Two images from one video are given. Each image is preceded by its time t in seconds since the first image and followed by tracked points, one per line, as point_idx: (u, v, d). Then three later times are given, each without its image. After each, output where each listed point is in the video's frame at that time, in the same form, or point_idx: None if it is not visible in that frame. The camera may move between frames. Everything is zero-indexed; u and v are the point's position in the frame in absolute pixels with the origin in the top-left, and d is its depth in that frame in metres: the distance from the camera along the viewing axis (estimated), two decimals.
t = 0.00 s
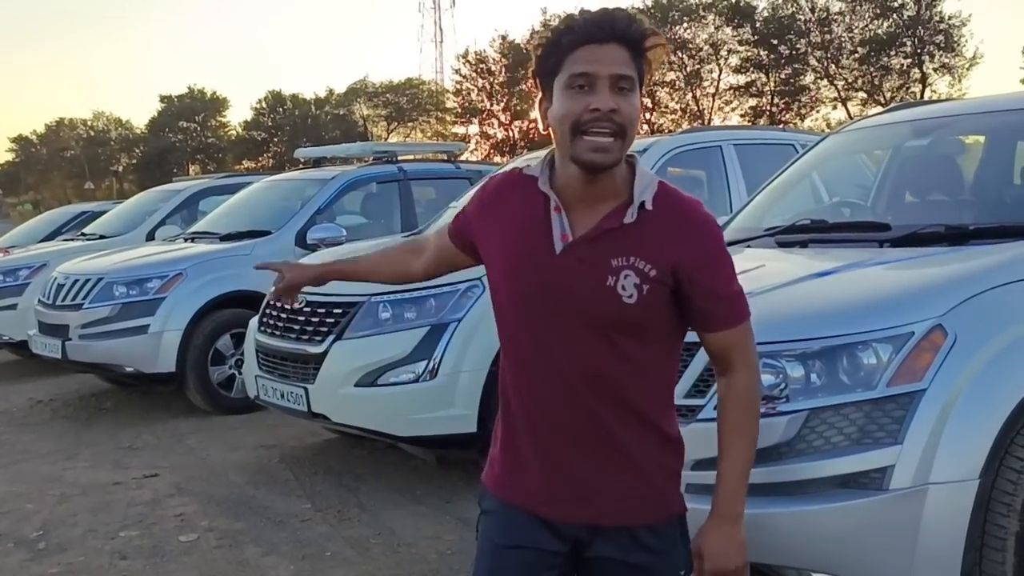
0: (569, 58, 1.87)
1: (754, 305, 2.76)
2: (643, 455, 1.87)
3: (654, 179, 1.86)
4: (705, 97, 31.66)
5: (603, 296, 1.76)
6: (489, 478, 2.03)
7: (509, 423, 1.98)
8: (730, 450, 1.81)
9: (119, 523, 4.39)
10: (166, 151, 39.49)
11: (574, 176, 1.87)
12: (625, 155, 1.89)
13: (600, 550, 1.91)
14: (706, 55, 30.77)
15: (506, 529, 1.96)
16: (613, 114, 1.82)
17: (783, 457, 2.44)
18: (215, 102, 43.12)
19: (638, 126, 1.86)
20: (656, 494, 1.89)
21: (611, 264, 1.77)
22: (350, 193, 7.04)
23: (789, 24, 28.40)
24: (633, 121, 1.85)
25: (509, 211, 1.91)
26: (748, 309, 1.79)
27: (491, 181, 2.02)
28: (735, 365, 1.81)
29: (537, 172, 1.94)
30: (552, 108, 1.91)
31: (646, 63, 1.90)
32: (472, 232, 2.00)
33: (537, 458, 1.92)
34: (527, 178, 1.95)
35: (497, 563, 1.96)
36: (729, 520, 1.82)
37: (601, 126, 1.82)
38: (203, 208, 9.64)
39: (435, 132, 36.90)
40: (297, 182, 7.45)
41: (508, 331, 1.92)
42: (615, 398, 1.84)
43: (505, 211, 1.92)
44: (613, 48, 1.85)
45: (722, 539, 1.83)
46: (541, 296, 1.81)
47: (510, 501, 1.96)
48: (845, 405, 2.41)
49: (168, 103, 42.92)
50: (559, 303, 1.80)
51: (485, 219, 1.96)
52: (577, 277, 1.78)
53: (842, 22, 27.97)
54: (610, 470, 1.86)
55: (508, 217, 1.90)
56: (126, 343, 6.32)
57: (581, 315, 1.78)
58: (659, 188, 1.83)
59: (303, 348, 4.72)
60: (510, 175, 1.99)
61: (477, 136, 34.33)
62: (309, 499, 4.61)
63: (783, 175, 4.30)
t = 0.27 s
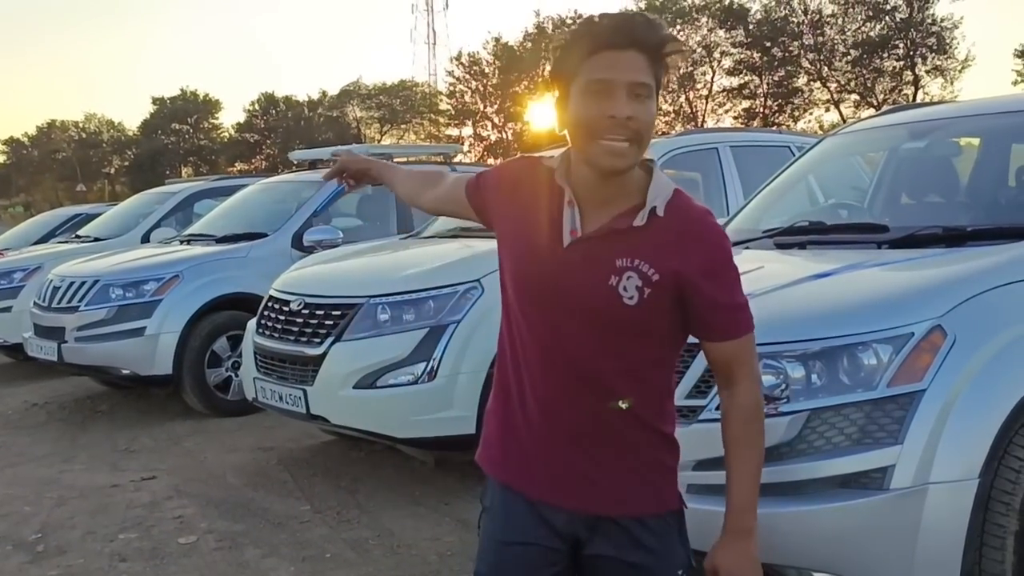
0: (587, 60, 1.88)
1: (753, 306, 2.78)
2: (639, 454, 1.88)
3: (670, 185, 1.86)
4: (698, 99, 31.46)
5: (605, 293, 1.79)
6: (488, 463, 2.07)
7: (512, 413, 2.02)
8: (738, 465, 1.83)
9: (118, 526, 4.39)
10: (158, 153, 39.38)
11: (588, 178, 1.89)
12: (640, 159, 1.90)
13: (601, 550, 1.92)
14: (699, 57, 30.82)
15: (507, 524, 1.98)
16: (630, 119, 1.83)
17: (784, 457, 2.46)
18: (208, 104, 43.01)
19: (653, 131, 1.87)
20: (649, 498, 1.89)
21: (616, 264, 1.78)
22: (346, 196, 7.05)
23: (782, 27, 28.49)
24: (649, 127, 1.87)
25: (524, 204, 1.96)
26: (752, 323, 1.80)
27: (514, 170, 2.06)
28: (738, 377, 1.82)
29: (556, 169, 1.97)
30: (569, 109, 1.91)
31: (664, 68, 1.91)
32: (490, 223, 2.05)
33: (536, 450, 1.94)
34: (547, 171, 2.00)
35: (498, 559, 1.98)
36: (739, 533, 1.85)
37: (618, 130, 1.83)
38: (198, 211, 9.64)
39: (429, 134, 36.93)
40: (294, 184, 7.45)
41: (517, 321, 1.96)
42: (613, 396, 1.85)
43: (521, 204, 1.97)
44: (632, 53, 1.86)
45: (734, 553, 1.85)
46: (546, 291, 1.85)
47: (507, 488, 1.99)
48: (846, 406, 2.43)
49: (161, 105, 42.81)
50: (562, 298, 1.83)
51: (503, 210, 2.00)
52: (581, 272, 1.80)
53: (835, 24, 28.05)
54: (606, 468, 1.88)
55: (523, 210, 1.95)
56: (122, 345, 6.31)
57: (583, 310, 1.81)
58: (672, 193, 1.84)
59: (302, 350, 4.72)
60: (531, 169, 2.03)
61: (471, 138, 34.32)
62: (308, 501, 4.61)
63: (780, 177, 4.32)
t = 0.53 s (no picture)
0: (601, 61, 1.90)
1: (753, 307, 2.80)
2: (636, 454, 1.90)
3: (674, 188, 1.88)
4: (690, 101, 31.63)
5: (608, 294, 1.80)
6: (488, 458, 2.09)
7: (512, 411, 2.03)
8: (715, 461, 1.85)
9: (117, 528, 4.39)
10: (150, 156, 39.28)
11: (592, 177, 1.90)
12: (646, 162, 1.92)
13: (601, 548, 1.95)
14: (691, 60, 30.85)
15: (509, 522, 2.00)
16: (638, 121, 1.86)
17: (785, 457, 2.48)
18: (200, 106, 42.92)
19: (661, 135, 1.89)
20: (648, 498, 1.91)
21: (620, 266, 1.80)
22: (341, 198, 7.07)
23: (774, 30, 28.57)
24: (657, 131, 1.89)
25: (527, 203, 1.97)
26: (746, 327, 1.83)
27: (517, 172, 2.07)
28: (732, 379, 1.85)
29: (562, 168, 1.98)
30: (579, 107, 1.94)
31: (676, 74, 1.93)
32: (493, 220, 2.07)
33: (536, 449, 1.96)
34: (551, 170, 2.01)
35: (499, 557, 2.00)
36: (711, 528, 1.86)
37: (625, 130, 1.86)
38: (191, 215, 9.64)
39: (422, 136, 36.92)
40: (289, 187, 7.45)
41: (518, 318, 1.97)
42: (613, 395, 1.87)
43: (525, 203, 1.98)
44: (644, 56, 1.88)
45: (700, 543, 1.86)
46: (548, 291, 1.86)
47: (508, 486, 2.01)
48: (846, 406, 2.46)
49: (152, 107, 42.69)
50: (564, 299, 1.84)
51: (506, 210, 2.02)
52: (583, 273, 1.82)
53: (826, 27, 28.15)
54: (606, 467, 1.90)
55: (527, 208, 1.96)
56: (118, 348, 6.31)
57: (584, 310, 1.83)
58: (676, 197, 1.86)
59: (299, 352, 4.73)
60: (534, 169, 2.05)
61: (463, 141, 34.32)
62: (307, 503, 4.62)
63: (777, 180, 4.35)
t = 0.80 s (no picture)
0: (585, 69, 1.90)
1: (748, 308, 2.81)
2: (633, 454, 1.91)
3: (664, 188, 1.90)
4: (684, 103, 31.67)
5: (605, 295, 1.80)
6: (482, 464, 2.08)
7: (505, 414, 2.02)
8: (719, 458, 1.85)
9: (112, 531, 4.38)
10: (143, 157, 39.18)
11: (583, 183, 1.92)
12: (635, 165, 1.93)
13: (599, 548, 1.95)
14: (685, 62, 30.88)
15: (504, 523, 1.99)
16: (626, 126, 1.86)
17: (782, 457, 2.49)
18: (193, 108, 42.82)
19: (649, 138, 1.90)
20: (647, 497, 1.92)
21: (616, 267, 1.81)
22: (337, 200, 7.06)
23: (767, 32, 28.64)
24: (645, 133, 1.90)
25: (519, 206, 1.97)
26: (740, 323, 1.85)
27: (506, 175, 2.07)
28: (728, 375, 1.86)
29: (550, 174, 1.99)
30: (566, 114, 1.94)
31: (660, 76, 1.94)
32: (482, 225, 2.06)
33: (532, 451, 1.95)
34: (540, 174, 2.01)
35: (495, 558, 1.99)
36: (720, 524, 1.86)
37: (614, 136, 1.87)
38: (186, 216, 9.62)
39: (416, 138, 36.91)
40: (284, 189, 7.44)
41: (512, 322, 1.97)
42: (610, 397, 1.87)
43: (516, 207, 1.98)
44: (628, 61, 1.89)
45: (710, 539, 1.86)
46: (544, 292, 1.86)
47: (503, 491, 2.00)
48: (842, 406, 2.46)
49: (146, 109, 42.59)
50: (560, 300, 1.84)
51: (497, 214, 2.02)
52: (580, 275, 1.82)
53: (820, 29, 28.22)
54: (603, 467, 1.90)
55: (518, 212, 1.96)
56: (112, 351, 6.30)
57: (581, 312, 1.83)
58: (667, 198, 1.87)
59: (295, 354, 4.73)
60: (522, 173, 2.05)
61: (457, 142, 34.31)
62: (302, 505, 4.61)
63: (771, 181, 4.36)
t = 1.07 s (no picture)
0: (575, 64, 1.90)
1: (741, 310, 2.80)
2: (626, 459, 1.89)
3: (648, 188, 1.89)
4: (680, 105, 31.66)
5: (597, 299, 1.79)
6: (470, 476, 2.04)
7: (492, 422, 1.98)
8: (719, 457, 1.85)
9: (104, 534, 4.36)
10: (139, 160, 39.14)
11: (568, 179, 1.90)
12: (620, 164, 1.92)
13: (591, 550, 1.92)
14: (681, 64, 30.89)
15: (494, 529, 1.94)
16: (614, 123, 1.86)
17: (775, 459, 2.48)
18: (189, 110, 42.78)
19: (635, 136, 1.90)
20: (641, 500, 1.91)
21: (606, 269, 1.79)
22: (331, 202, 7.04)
23: (763, 33, 28.66)
24: (631, 132, 1.89)
25: (504, 211, 1.94)
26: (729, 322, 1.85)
27: (489, 177, 2.05)
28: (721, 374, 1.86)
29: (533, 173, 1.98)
30: (552, 109, 1.94)
31: (648, 77, 1.94)
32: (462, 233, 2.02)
33: (525, 459, 1.92)
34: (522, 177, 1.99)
35: (484, 564, 1.95)
36: (727, 523, 1.85)
37: (600, 132, 1.86)
38: (180, 218, 9.59)
39: (412, 140, 36.90)
40: (279, 190, 7.43)
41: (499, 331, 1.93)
42: (603, 402, 1.85)
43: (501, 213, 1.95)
44: (617, 59, 1.89)
45: (718, 539, 1.86)
46: (534, 297, 1.83)
47: (493, 502, 1.96)
48: (836, 408, 2.45)
49: (141, 111, 42.54)
50: (553, 303, 1.81)
51: (479, 221, 1.98)
52: (571, 279, 1.80)
53: (815, 31, 28.26)
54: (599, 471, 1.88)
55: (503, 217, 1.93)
56: (106, 353, 6.27)
57: (573, 317, 1.81)
58: (654, 198, 1.87)
59: (289, 356, 4.71)
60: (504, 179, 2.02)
61: (453, 144, 34.29)
62: (296, 508, 4.59)
63: (766, 182, 4.35)
